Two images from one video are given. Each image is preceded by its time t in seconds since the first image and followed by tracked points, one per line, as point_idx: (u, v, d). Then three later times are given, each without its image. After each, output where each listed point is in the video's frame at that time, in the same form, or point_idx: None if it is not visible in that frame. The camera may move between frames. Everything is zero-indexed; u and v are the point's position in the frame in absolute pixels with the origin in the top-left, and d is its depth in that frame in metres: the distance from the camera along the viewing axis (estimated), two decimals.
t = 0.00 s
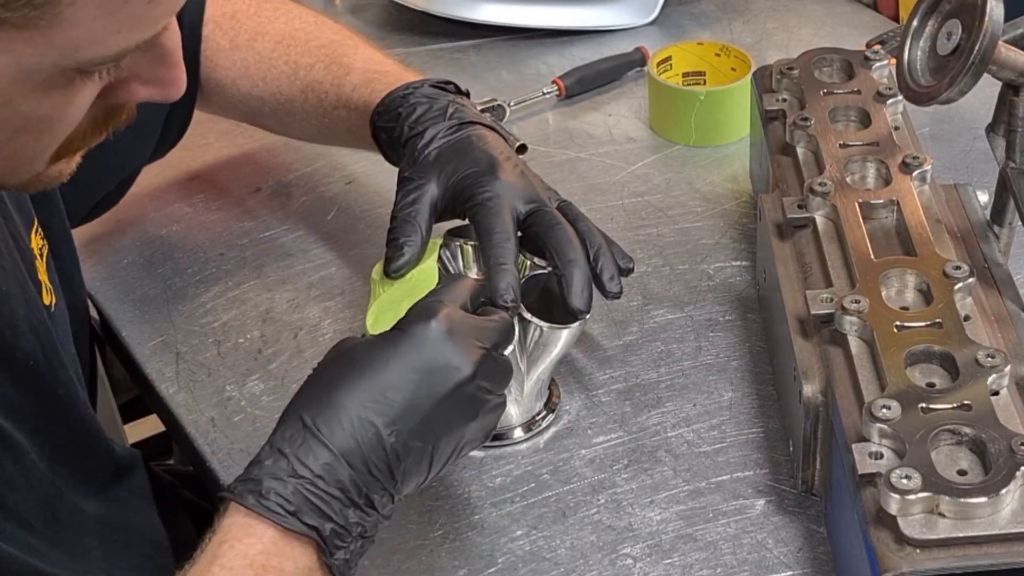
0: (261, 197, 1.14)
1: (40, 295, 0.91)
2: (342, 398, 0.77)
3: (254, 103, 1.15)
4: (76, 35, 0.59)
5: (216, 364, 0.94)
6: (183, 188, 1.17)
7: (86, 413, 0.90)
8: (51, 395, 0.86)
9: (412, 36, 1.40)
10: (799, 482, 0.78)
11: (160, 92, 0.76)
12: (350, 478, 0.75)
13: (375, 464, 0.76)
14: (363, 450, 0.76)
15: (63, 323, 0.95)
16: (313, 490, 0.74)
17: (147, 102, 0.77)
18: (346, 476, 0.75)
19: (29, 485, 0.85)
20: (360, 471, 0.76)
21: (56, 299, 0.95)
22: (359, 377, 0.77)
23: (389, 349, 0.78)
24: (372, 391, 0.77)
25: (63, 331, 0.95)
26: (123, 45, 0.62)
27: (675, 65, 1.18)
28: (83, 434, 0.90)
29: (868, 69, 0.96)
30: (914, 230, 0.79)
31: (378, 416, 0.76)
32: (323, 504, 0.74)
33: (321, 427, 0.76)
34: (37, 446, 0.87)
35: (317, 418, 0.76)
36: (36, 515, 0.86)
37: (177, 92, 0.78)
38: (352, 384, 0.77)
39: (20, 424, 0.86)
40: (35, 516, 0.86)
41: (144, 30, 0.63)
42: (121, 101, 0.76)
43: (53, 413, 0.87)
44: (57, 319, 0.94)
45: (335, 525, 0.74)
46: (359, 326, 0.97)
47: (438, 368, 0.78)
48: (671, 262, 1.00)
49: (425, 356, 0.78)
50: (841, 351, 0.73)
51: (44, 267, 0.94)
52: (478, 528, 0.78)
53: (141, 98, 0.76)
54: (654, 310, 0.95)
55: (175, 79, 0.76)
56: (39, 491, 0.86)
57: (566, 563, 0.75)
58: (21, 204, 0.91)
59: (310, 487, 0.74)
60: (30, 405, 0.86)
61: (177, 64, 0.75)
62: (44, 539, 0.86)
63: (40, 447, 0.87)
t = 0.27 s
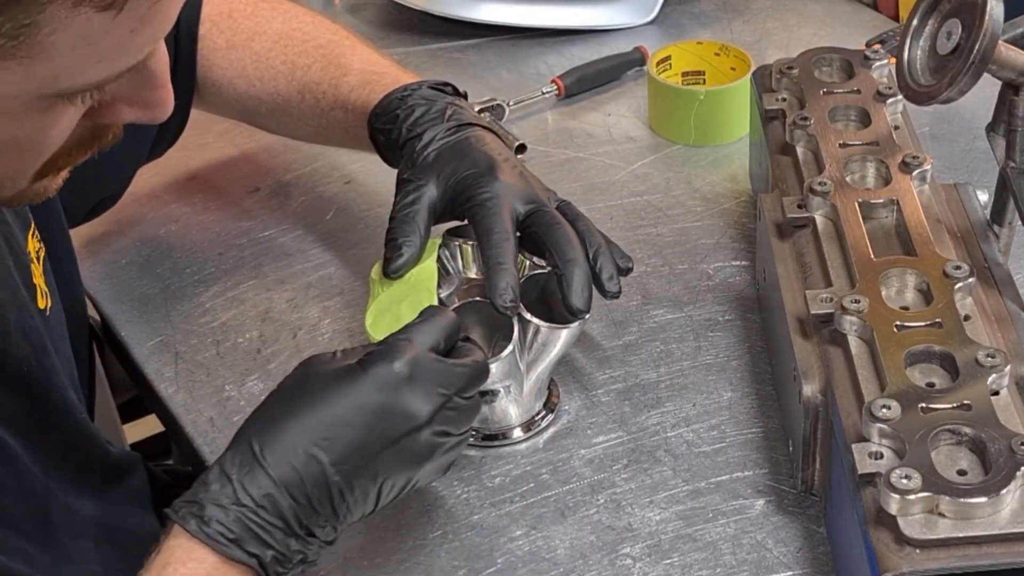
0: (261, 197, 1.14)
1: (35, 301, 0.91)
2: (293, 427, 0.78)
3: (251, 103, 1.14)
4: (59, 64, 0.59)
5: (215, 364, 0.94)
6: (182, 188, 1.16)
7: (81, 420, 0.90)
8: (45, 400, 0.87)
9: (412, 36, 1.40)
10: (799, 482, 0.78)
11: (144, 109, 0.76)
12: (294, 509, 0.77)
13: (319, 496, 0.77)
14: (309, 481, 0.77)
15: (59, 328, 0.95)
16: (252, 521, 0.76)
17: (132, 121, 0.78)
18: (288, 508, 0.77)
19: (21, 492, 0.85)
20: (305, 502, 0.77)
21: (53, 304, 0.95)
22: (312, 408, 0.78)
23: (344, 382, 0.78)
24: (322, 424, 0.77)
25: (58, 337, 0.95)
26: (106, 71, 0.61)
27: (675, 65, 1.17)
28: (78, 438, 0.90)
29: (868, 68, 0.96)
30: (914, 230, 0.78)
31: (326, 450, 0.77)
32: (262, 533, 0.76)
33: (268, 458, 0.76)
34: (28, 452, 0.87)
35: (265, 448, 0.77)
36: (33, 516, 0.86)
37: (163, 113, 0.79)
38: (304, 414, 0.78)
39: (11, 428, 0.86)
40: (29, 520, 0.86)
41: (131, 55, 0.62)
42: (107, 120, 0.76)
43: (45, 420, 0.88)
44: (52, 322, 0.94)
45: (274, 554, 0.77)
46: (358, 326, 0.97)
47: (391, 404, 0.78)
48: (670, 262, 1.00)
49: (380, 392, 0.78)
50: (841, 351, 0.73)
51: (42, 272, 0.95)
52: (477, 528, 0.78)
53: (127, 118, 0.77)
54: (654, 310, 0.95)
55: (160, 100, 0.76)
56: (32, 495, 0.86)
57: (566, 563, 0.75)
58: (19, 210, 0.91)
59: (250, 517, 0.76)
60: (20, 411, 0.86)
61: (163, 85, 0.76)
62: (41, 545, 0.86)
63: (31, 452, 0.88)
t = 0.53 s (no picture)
0: (259, 196, 1.13)
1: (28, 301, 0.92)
2: (250, 445, 0.80)
3: (248, 98, 1.14)
4: (39, 94, 0.58)
5: (213, 363, 0.94)
6: (179, 187, 1.16)
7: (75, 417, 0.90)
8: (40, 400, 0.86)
9: (410, 34, 1.39)
10: (798, 481, 0.77)
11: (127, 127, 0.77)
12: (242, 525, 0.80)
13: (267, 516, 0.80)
14: (258, 500, 0.80)
15: (55, 327, 0.96)
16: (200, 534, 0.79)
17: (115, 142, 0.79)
18: (235, 523, 0.80)
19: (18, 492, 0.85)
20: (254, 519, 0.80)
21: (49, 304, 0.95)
22: (269, 430, 0.80)
23: (302, 408, 0.80)
24: (276, 447, 0.80)
25: (53, 336, 0.95)
26: (89, 99, 0.61)
27: (674, 63, 1.17)
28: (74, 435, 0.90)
29: (868, 67, 0.96)
30: (914, 229, 0.78)
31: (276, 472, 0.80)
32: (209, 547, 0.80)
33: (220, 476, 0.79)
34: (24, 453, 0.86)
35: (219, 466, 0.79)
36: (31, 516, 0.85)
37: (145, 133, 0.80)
38: (261, 435, 0.80)
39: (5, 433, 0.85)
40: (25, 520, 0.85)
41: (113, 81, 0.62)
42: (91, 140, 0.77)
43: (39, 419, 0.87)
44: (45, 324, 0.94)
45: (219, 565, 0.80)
46: (357, 325, 0.96)
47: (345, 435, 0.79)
48: (669, 262, 0.99)
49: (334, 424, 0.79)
50: (841, 350, 0.72)
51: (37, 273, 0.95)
52: (475, 528, 0.78)
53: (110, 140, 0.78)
54: (653, 309, 0.95)
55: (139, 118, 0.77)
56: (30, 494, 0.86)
57: (564, 563, 0.75)
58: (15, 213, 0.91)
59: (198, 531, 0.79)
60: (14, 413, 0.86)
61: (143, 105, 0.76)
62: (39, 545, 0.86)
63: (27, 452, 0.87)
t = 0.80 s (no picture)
0: (259, 196, 1.13)
1: (14, 304, 0.92)
2: (226, 448, 0.79)
3: (225, 102, 1.14)
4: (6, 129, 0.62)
5: (213, 363, 0.94)
6: (179, 186, 1.16)
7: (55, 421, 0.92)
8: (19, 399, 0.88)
9: (410, 34, 1.39)
10: (799, 481, 0.77)
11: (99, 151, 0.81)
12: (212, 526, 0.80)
13: (237, 520, 0.80)
14: (229, 505, 0.79)
15: (42, 327, 0.95)
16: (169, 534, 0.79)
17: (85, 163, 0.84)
18: (205, 525, 0.80)
19: None
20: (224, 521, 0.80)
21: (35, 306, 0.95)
22: (247, 437, 0.79)
23: (282, 417, 0.79)
24: (251, 455, 0.79)
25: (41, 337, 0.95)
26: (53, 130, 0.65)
27: (674, 63, 1.17)
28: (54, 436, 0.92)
29: (868, 67, 0.96)
30: (914, 229, 0.78)
31: (250, 479, 0.79)
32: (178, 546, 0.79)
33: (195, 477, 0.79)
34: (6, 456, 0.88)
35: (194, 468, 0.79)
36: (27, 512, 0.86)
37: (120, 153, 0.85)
38: (238, 440, 0.79)
39: None
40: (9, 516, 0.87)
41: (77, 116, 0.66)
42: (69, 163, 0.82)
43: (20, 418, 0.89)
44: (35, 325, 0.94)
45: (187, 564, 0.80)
46: (357, 325, 0.96)
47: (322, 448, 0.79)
48: (669, 262, 0.99)
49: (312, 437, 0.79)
50: (841, 350, 0.72)
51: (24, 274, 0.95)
52: (475, 528, 0.78)
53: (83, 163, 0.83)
54: (653, 309, 0.94)
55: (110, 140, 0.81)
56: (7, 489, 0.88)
57: (565, 563, 0.75)
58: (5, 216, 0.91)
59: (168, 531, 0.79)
60: None
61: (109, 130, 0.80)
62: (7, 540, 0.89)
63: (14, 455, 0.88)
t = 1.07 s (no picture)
0: (258, 196, 1.13)
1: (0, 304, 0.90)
2: (207, 459, 0.80)
3: (190, 111, 1.14)
4: None
5: (213, 363, 0.94)
6: (179, 186, 1.16)
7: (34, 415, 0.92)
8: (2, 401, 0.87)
9: (410, 34, 1.39)
10: (798, 482, 0.77)
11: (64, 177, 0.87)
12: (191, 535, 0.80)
13: (215, 530, 0.80)
14: (207, 515, 0.79)
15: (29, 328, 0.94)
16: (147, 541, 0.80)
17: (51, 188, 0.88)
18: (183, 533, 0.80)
19: None
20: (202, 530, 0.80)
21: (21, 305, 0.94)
22: (228, 449, 0.79)
23: (263, 431, 0.79)
24: (231, 468, 0.79)
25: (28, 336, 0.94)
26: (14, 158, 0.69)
27: (674, 63, 1.17)
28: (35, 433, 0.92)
29: (868, 67, 0.96)
30: (914, 229, 0.78)
31: (229, 491, 0.79)
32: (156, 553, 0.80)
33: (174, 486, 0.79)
34: None
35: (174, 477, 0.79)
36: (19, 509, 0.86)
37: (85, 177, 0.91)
38: (219, 452, 0.79)
39: None
40: None
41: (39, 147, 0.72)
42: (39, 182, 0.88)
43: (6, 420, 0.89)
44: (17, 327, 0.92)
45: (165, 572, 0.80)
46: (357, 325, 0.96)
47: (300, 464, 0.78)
48: (669, 262, 0.99)
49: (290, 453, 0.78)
50: (841, 350, 0.72)
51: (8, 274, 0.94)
52: (475, 528, 0.78)
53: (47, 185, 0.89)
54: (653, 309, 0.94)
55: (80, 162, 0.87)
56: None
57: (564, 563, 0.75)
58: None
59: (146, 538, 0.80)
60: None
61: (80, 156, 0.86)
62: None
63: None
